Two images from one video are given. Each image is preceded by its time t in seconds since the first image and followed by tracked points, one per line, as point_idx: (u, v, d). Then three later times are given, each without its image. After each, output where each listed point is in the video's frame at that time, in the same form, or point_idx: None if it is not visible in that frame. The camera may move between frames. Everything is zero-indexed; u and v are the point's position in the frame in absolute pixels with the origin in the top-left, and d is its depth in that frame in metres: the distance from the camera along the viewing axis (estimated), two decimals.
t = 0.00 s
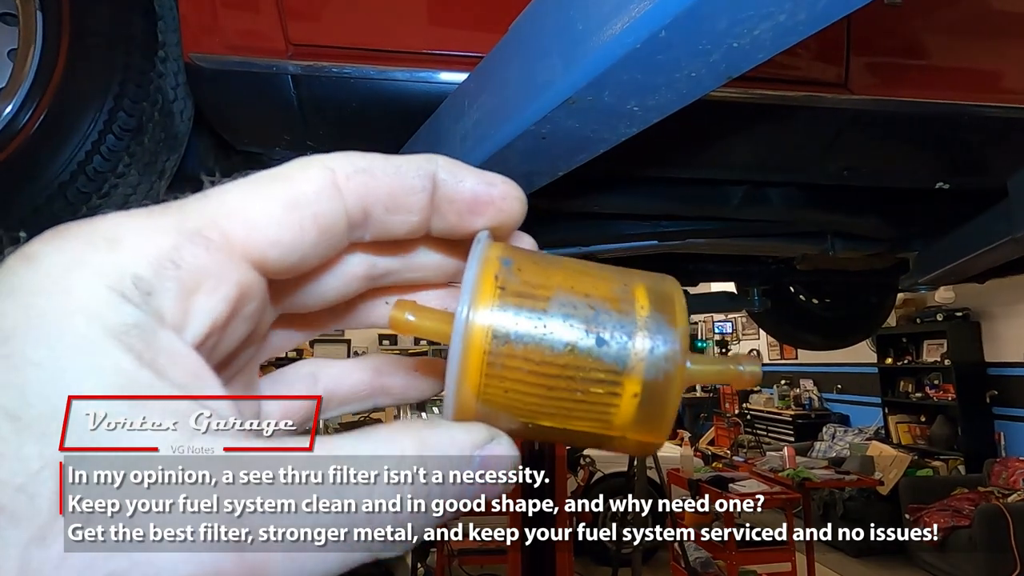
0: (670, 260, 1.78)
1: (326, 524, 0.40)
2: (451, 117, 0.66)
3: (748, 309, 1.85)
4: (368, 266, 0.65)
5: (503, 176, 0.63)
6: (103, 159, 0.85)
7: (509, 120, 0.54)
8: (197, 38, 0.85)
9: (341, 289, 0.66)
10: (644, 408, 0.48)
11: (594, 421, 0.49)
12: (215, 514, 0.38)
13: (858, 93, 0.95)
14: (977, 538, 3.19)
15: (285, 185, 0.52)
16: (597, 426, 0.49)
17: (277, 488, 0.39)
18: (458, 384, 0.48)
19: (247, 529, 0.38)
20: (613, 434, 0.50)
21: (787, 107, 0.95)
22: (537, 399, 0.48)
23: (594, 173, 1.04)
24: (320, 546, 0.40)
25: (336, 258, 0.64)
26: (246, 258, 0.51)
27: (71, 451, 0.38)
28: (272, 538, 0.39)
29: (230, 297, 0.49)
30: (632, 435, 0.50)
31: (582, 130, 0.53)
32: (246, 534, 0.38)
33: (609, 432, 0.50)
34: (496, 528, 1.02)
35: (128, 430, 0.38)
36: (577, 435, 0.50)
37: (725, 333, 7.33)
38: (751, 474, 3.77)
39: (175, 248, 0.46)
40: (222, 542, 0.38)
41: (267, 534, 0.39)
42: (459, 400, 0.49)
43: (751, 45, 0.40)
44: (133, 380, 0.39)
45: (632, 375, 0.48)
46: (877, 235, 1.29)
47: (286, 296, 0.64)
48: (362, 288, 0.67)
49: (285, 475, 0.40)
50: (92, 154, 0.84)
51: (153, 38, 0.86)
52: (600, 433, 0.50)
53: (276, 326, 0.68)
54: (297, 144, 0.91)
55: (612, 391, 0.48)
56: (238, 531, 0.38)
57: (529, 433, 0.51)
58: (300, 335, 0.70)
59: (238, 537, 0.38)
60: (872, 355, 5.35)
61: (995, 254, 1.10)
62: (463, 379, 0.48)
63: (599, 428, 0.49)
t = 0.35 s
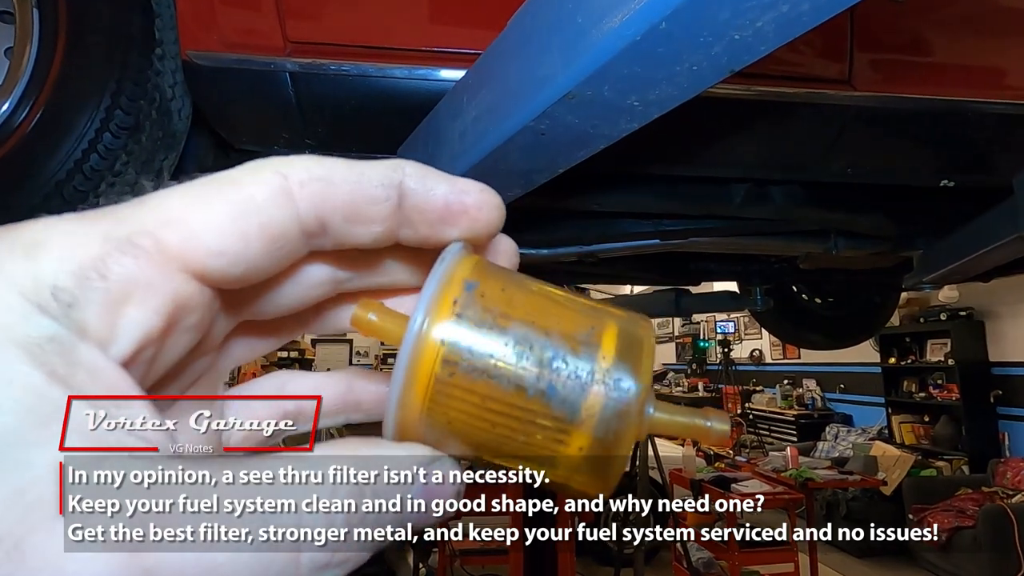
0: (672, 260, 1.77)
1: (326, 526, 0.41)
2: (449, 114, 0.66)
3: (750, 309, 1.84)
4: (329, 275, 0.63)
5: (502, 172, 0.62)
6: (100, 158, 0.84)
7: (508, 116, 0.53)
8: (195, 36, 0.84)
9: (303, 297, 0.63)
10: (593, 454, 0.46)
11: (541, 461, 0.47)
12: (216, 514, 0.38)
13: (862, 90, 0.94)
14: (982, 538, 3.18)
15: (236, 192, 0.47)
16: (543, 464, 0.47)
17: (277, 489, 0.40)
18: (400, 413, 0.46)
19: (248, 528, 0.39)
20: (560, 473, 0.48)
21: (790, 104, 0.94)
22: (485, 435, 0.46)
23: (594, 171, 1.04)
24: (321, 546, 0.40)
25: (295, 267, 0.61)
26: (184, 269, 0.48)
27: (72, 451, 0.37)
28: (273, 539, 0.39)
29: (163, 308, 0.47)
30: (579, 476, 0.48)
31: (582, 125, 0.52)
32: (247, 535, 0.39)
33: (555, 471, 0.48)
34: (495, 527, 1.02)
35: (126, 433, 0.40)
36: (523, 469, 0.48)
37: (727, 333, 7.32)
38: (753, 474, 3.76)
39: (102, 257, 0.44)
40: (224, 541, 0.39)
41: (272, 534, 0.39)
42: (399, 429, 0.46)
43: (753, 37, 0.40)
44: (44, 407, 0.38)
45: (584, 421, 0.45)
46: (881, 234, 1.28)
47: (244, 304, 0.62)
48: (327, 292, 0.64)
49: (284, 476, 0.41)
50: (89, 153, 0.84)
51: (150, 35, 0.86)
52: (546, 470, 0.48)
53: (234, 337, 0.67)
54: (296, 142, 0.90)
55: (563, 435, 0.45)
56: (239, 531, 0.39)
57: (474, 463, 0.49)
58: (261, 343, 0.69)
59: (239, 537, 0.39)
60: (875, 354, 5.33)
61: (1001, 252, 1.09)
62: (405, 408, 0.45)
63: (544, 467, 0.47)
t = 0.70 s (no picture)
0: (672, 261, 1.78)
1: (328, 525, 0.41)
2: (452, 117, 0.65)
3: (749, 310, 1.84)
4: (348, 345, 0.60)
5: (505, 175, 0.62)
6: (100, 159, 0.83)
7: (511, 120, 0.53)
8: (195, 36, 0.84)
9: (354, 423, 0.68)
10: (610, 424, 0.44)
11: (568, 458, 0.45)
12: (216, 514, 0.40)
13: (863, 92, 0.94)
14: (978, 538, 3.18)
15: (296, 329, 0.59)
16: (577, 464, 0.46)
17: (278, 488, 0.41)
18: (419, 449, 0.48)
19: (247, 529, 0.40)
20: (595, 463, 0.46)
21: (792, 106, 0.94)
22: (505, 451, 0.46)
23: (595, 173, 1.04)
24: (320, 546, 0.41)
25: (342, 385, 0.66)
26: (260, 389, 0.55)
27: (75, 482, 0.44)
28: (273, 538, 0.40)
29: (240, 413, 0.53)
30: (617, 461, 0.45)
31: (587, 128, 0.52)
32: (245, 534, 0.40)
33: (590, 467, 0.46)
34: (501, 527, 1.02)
35: (133, 432, 0.49)
36: (562, 477, 0.47)
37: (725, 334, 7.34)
38: (752, 474, 3.77)
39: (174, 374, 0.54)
40: (223, 540, 0.40)
41: (270, 534, 0.40)
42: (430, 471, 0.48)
43: (762, 40, 0.39)
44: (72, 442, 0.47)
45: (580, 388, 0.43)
46: (881, 235, 1.28)
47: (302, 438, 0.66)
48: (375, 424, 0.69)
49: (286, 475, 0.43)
50: (89, 154, 0.83)
51: (151, 36, 0.84)
52: (583, 470, 0.46)
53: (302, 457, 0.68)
54: (296, 143, 0.91)
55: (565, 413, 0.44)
56: (236, 530, 0.40)
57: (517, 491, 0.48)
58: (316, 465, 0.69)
59: (240, 537, 0.40)
60: (873, 355, 5.35)
61: (1000, 254, 1.09)
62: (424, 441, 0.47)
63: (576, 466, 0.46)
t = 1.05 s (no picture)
0: (672, 262, 1.78)
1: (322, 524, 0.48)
2: (455, 122, 0.66)
3: (750, 311, 1.84)
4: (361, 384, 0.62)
5: (507, 180, 0.62)
6: (104, 163, 0.84)
7: (513, 126, 0.53)
8: (198, 41, 0.84)
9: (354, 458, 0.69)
10: (586, 432, 0.46)
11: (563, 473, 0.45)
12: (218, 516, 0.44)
13: (863, 95, 0.94)
14: (979, 539, 3.18)
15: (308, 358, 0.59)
16: (571, 483, 0.45)
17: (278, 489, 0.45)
18: (415, 496, 0.46)
19: (246, 530, 0.44)
20: (588, 476, 0.46)
21: (792, 109, 0.95)
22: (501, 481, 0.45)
23: (596, 175, 1.04)
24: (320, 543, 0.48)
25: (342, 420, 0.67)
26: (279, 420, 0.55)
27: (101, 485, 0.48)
28: (272, 536, 0.45)
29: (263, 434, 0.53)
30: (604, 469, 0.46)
31: (589, 134, 0.52)
32: (245, 534, 0.44)
33: (586, 482, 0.46)
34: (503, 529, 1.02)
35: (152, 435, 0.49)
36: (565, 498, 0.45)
37: (725, 334, 7.35)
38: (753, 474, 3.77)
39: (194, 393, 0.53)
40: (224, 538, 0.44)
41: (278, 533, 0.45)
42: (435, 517, 0.45)
43: (764, 48, 0.40)
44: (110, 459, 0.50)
45: (543, 407, 0.46)
46: (881, 237, 1.28)
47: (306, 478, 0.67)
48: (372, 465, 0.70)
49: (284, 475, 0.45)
50: (92, 158, 0.83)
51: (154, 41, 0.84)
52: (582, 487, 0.46)
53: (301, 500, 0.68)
54: (298, 146, 0.92)
55: (538, 429, 0.46)
56: (236, 531, 0.44)
57: (528, 522, 0.44)
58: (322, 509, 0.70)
59: (240, 536, 0.44)
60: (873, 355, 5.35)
61: (999, 256, 1.10)
62: (420, 484, 0.46)
63: (571, 483, 0.45)
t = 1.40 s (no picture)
0: (673, 261, 1.78)
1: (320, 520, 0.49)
2: (457, 118, 0.66)
3: (751, 310, 1.85)
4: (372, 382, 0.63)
5: (509, 175, 0.62)
6: (107, 161, 0.84)
7: (515, 121, 0.53)
8: (200, 38, 0.84)
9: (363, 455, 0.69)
10: (592, 420, 0.44)
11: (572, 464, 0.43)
12: (218, 516, 0.45)
13: (867, 94, 0.94)
14: (981, 539, 3.18)
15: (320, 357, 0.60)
16: (575, 473, 0.43)
17: (277, 488, 0.46)
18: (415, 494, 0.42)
19: (246, 530, 0.45)
20: (591, 464, 0.44)
21: (793, 108, 0.95)
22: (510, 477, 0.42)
23: (598, 173, 1.04)
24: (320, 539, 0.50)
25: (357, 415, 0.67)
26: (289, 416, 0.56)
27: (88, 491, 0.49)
28: (271, 536, 0.46)
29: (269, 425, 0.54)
30: (600, 453, 0.45)
31: (591, 129, 0.52)
32: (245, 534, 0.45)
33: (589, 470, 0.44)
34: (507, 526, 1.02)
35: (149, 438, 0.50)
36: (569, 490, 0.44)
37: (727, 334, 7.36)
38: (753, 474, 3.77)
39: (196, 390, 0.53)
40: (223, 539, 0.45)
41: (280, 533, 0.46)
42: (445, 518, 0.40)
43: (765, 43, 0.40)
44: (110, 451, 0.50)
45: (549, 394, 0.43)
46: (882, 236, 1.28)
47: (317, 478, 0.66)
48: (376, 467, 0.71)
49: (282, 475, 0.46)
50: (96, 155, 0.84)
51: (157, 40, 0.85)
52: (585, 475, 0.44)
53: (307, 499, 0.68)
54: (300, 144, 0.93)
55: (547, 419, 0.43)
56: (236, 531, 0.45)
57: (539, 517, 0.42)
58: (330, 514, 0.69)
59: (240, 537, 0.45)
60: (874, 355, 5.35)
61: (1002, 254, 1.10)
62: (420, 483, 0.42)
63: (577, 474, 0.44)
